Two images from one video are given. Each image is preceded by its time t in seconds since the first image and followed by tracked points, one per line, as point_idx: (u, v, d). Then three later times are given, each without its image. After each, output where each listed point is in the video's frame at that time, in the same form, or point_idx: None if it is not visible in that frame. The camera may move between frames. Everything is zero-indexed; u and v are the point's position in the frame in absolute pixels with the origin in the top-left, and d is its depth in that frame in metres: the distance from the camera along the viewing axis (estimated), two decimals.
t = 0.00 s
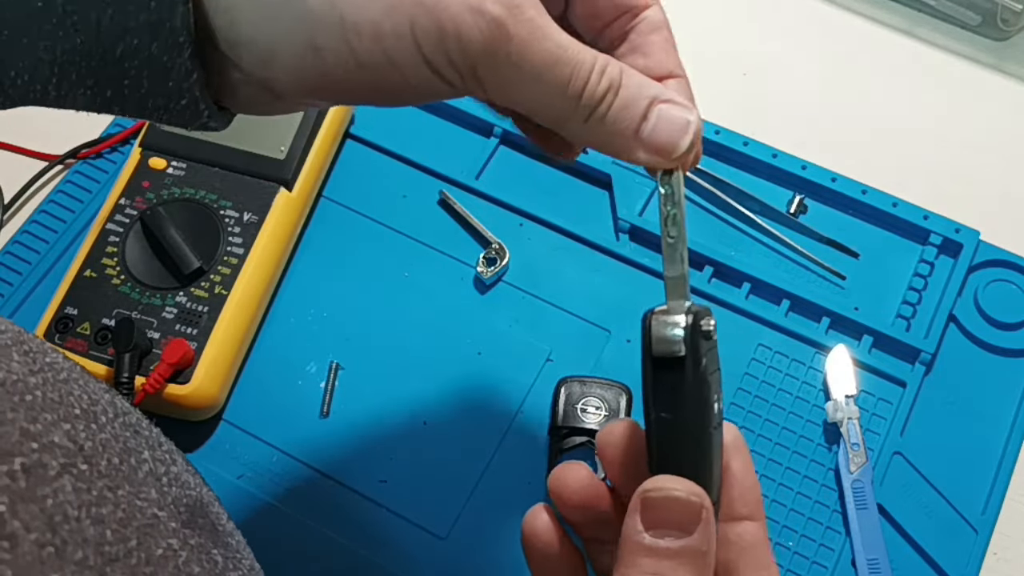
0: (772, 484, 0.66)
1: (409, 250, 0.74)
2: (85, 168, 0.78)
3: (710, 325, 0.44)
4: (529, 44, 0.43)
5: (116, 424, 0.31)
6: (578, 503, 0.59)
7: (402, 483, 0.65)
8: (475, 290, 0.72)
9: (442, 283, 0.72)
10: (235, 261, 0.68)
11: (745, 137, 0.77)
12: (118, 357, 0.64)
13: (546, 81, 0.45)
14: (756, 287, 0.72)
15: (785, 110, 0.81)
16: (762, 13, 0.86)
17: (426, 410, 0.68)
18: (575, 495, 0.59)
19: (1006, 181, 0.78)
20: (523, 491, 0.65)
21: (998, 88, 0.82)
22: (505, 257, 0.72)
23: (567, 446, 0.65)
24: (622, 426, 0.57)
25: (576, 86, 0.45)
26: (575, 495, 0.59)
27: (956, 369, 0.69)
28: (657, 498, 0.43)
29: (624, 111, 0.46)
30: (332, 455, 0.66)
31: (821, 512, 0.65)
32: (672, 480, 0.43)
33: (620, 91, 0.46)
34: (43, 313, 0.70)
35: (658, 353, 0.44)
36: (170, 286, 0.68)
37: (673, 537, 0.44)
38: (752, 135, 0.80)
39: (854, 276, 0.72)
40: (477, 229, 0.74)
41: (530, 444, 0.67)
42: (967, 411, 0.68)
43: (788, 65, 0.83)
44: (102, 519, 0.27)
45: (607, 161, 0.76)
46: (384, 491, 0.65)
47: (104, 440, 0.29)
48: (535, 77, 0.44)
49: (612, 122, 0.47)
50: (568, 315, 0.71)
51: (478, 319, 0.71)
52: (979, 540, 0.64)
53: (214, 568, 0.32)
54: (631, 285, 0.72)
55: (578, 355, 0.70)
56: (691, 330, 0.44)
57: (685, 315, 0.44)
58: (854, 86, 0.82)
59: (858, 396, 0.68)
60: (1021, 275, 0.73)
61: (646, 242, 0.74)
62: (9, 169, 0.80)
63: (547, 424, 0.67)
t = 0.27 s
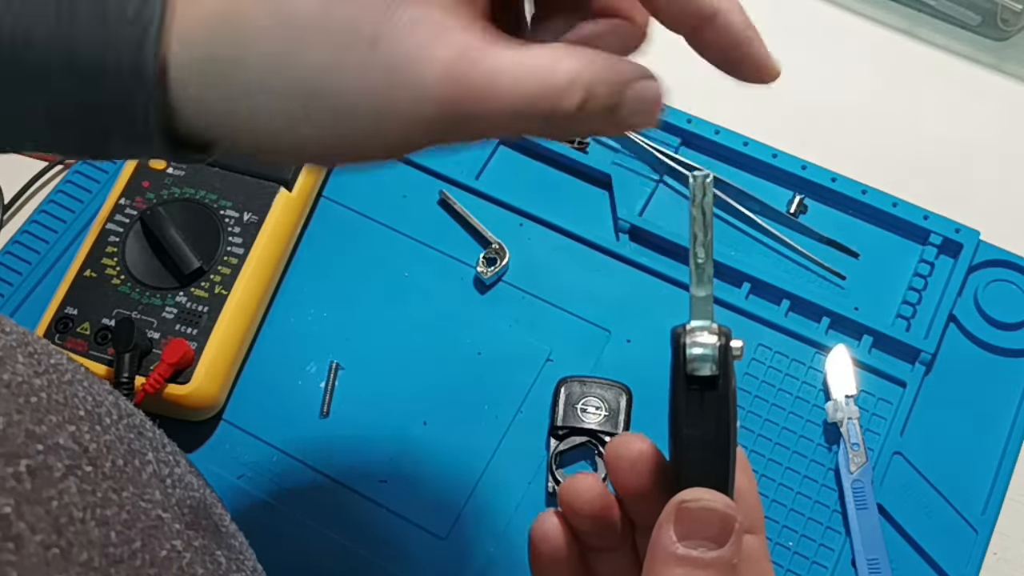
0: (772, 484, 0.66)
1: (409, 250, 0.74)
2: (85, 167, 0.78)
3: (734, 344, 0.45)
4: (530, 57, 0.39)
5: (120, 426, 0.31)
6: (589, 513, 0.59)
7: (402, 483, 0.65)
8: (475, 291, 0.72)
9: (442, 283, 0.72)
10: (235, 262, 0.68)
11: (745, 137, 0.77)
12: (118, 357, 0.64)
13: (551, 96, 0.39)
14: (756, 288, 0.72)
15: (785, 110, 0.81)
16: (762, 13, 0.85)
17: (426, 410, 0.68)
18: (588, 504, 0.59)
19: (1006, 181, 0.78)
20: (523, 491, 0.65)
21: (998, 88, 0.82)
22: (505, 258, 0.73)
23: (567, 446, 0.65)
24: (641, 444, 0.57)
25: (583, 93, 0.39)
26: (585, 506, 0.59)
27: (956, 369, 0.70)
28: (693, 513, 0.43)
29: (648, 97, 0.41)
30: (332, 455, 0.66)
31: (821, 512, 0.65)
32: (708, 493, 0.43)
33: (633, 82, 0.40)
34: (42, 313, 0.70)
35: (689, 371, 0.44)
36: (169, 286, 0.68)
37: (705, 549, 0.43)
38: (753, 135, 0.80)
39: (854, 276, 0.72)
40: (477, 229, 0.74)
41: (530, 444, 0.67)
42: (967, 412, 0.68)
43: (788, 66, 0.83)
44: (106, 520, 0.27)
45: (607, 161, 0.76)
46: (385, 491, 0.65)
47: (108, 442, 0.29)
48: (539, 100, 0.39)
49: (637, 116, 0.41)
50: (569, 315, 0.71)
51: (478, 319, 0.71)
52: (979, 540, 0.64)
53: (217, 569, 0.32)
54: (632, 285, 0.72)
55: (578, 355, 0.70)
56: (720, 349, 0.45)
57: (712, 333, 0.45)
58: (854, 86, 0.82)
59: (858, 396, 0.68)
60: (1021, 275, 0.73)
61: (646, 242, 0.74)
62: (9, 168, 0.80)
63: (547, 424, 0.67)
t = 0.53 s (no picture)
0: (772, 484, 0.66)
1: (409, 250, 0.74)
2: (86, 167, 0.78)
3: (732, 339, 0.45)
4: (493, 108, 0.38)
5: (118, 423, 0.31)
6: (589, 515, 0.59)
7: (401, 483, 0.65)
8: (475, 291, 0.72)
9: (442, 283, 0.72)
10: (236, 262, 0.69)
11: (745, 137, 0.77)
12: (118, 357, 0.64)
13: (503, 151, 0.38)
14: (756, 288, 0.72)
15: (785, 110, 0.81)
16: (762, 13, 0.85)
17: (426, 410, 0.68)
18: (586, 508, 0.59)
19: (1006, 181, 0.78)
20: (523, 491, 0.65)
21: (998, 88, 0.82)
22: (505, 257, 0.72)
23: (567, 446, 0.65)
24: (639, 445, 0.57)
25: (532, 149, 0.39)
26: (585, 509, 0.59)
27: (956, 369, 0.69)
28: (693, 511, 0.43)
29: (595, 174, 0.41)
30: (332, 455, 0.66)
31: (821, 512, 0.65)
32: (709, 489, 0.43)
33: (580, 154, 0.40)
34: (43, 312, 0.71)
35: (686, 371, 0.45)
36: (169, 286, 0.68)
37: (704, 545, 0.43)
38: (753, 135, 0.80)
39: (854, 276, 0.72)
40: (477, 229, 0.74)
41: (530, 444, 0.67)
42: (967, 412, 0.68)
43: (788, 66, 0.83)
44: (103, 516, 0.27)
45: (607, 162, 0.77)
46: (384, 491, 0.65)
47: (105, 438, 0.29)
48: (494, 158, 0.38)
49: (584, 187, 0.41)
50: (568, 315, 0.71)
51: (478, 319, 0.71)
52: (979, 539, 0.64)
53: (216, 565, 0.32)
54: (632, 285, 0.72)
55: (578, 355, 0.70)
56: (719, 346, 0.44)
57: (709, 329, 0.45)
58: (855, 86, 0.82)
59: (858, 396, 0.68)
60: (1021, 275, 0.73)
61: (646, 242, 0.74)
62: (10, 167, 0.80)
63: (547, 424, 0.67)
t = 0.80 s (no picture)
0: (772, 484, 0.66)
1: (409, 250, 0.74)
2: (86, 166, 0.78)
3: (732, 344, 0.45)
4: (471, 125, 0.37)
5: (117, 424, 0.31)
6: (589, 518, 0.59)
7: (401, 483, 0.65)
8: (475, 291, 0.72)
9: (442, 283, 0.72)
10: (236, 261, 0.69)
11: (745, 137, 0.77)
12: (118, 357, 0.64)
13: (482, 168, 0.37)
14: (756, 288, 0.72)
15: (785, 110, 0.81)
16: (762, 13, 0.85)
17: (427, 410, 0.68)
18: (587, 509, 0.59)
19: (1006, 181, 0.78)
20: (523, 491, 0.65)
21: (998, 88, 0.81)
22: (505, 257, 0.72)
23: (567, 446, 0.65)
24: (639, 450, 0.57)
25: (512, 166, 0.38)
26: (585, 511, 0.59)
27: (956, 369, 0.69)
28: (694, 512, 0.43)
29: (577, 189, 0.39)
30: (332, 456, 0.66)
31: (821, 512, 0.65)
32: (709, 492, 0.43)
33: (562, 170, 0.39)
34: (43, 313, 0.71)
35: (687, 375, 0.45)
36: (169, 286, 0.68)
37: (705, 547, 0.43)
38: (753, 135, 0.80)
39: (854, 276, 0.72)
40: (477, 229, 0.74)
41: (530, 444, 0.67)
42: (967, 412, 0.68)
43: (788, 66, 0.83)
44: (102, 517, 0.27)
45: (607, 161, 0.77)
46: (384, 491, 0.65)
47: (105, 440, 0.29)
48: (473, 175, 0.37)
49: (566, 203, 0.39)
50: (568, 315, 0.71)
51: (478, 319, 0.71)
52: (980, 540, 0.64)
53: (215, 567, 0.32)
54: (632, 285, 0.72)
55: (578, 355, 0.70)
56: (719, 351, 0.45)
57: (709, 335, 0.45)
58: (855, 86, 0.82)
59: (858, 396, 0.68)
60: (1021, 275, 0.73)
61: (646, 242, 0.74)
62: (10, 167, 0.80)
63: (547, 424, 0.67)
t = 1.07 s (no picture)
0: (771, 484, 0.66)
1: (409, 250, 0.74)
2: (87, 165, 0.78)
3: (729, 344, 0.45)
4: (482, 117, 0.38)
5: (116, 424, 0.31)
6: (587, 518, 0.59)
7: (401, 484, 0.65)
8: (475, 291, 0.72)
9: (442, 283, 0.72)
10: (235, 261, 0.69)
11: (745, 137, 0.77)
12: (118, 357, 0.64)
13: (493, 160, 0.38)
14: (756, 288, 0.72)
15: (785, 110, 0.81)
16: (762, 13, 0.85)
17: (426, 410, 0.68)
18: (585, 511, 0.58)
19: (1005, 181, 0.78)
20: (523, 491, 0.65)
21: (998, 88, 0.81)
22: (505, 257, 0.72)
23: (567, 446, 0.65)
24: (637, 452, 0.56)
25: (523, 158, 0.38)
26: (583, 512, 0.59)
27: (956, 369, 0.69)
28: (689, 512, 0.43)
29: (584, 183, 0.40)
30: (332, 455, 0.66)
31: (821, 512, 0.65)
32: (704, 491, 0.43)
33: (570, 163, 0.39)
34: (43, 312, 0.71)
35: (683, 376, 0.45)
36: (169, 286, 0.68)
37: (701, 547, 0.43)
38: (753, 136, 0.80)
39: (854, 276, 0.72)
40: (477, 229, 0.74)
41: (530, 444, 0.67)
42: (967, 412, 0.68)
43: (788, 66, 0.83)
44: (98, 518, 0.27)
45: (607, 161, 0.77)
46: (384, 491, 0.65)
47: (103, 440, 0.29)
48: (483, 167, 0.38)
49: (574, 196, 0.40)
50: (568, 315, 0.71)
51: (478, 319, 0.71)
52: (979, 540, 0.64)
53: (213, 568, 0.32)
54: (631, 284, 0.72)
55: (578, 355, 0.70)
56: (715, 351, 0.44)
57: (706, 335, 0.45)
58: (855, 86, 0.82)
59: (858, 396, 0.68)
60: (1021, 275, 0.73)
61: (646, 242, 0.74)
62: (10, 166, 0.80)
63: (547, 423, 0.67)
